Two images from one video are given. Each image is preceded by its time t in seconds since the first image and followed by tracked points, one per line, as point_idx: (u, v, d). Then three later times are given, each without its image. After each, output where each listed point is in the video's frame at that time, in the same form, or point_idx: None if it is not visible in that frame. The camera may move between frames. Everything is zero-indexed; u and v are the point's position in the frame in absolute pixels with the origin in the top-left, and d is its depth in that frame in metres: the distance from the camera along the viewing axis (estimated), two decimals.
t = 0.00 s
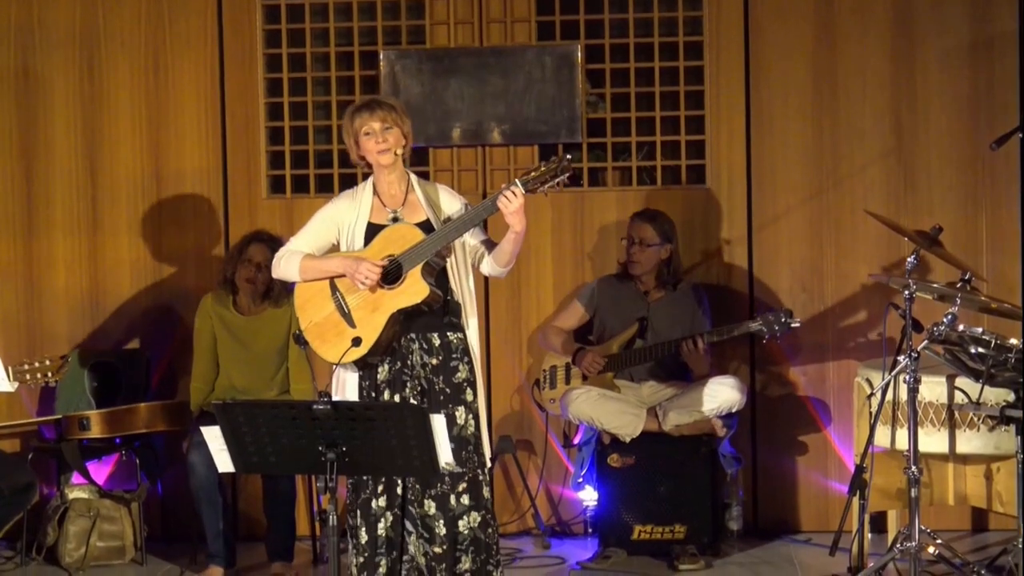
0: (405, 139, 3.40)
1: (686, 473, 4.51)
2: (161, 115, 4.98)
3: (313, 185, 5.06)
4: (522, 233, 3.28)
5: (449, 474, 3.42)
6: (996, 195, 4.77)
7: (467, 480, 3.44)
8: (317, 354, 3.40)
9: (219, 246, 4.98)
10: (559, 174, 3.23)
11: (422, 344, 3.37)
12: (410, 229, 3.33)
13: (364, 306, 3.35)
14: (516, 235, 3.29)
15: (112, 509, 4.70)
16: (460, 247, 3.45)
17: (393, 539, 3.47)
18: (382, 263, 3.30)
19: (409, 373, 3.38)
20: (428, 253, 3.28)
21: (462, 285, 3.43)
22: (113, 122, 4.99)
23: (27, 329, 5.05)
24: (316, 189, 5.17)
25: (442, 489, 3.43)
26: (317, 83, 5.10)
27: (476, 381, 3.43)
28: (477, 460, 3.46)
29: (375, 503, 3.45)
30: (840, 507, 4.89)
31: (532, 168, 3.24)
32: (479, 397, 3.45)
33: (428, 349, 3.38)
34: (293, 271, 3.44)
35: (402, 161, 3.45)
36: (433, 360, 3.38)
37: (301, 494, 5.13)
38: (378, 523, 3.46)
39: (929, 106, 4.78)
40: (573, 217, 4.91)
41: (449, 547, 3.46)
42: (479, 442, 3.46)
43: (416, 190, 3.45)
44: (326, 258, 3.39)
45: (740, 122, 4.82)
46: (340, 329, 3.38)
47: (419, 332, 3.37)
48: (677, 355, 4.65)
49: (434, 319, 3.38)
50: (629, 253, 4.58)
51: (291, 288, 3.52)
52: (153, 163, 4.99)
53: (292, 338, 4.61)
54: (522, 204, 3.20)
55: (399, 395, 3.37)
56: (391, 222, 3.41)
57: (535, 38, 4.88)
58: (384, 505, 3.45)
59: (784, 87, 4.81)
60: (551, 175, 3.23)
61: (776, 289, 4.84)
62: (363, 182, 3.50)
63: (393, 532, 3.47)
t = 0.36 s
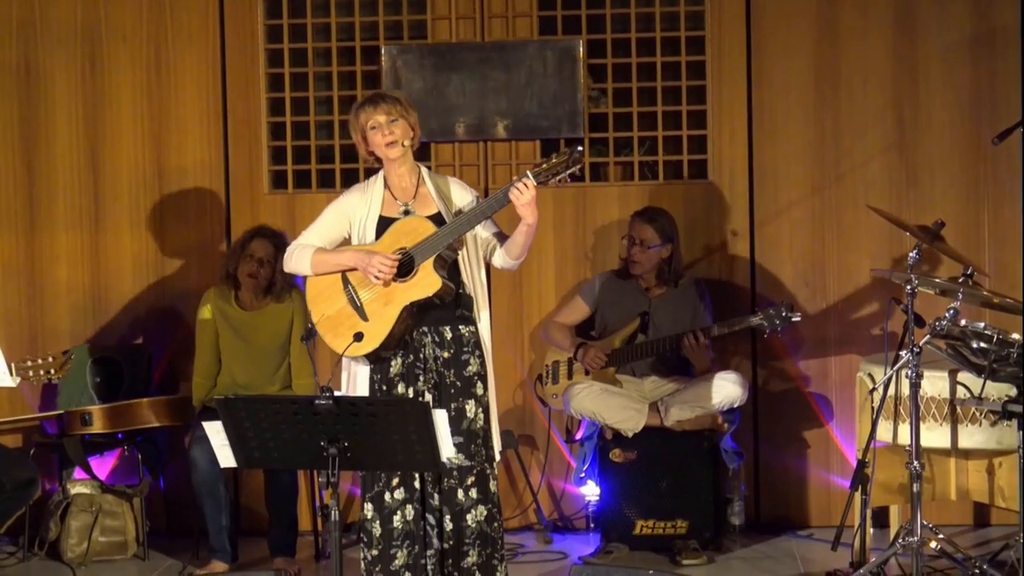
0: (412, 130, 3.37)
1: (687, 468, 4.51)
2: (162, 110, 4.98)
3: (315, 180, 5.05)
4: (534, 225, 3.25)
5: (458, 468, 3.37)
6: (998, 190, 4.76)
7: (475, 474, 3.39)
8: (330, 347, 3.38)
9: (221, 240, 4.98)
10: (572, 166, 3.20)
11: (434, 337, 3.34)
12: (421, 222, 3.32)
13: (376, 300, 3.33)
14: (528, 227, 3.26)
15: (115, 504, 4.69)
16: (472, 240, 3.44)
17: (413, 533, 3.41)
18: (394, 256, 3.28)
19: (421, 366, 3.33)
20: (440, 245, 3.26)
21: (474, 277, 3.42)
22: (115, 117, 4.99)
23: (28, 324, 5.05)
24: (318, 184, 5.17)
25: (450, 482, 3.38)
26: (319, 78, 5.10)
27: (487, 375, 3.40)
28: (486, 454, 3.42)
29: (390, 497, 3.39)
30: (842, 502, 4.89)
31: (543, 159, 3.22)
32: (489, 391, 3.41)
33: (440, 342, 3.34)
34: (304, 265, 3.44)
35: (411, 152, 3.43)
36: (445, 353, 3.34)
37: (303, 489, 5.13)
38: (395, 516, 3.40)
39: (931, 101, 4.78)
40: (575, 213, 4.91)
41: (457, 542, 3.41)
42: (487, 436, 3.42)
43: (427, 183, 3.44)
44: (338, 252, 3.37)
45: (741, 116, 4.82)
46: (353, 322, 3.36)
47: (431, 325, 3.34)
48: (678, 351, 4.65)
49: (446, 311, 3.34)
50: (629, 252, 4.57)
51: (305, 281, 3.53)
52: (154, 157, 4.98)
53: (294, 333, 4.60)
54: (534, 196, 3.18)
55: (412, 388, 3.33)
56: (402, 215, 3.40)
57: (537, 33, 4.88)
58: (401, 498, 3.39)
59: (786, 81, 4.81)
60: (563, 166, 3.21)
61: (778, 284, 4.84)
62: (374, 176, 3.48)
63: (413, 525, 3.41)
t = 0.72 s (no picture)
0: (429, 123, 3.35)
1: (686, 462, 4.53)
2: (162, 107, 4.98)
3: (314, 175, 5.05)
4: (551, 216, 3.24)
5: (475, 461, 3.33)
6: (997, 183, 4.77)
7: (492, 467, 3.36)
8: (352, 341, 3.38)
9: (220, 237, 4.98)
10: (585, 155, 3.20)
11: (453, 330, 3.31)
12: (438, 214, 3.30)
13: (396, 293, 3.33)
14: (546, 218, 3.26)
15: (115, 501, 4.70)
16: (490, 230, 3.41)
17: (434, 526, 3.36)
18: (412, 249, 3.28)
19: (441, 359, 3.31)
20: (458, 237, 3.26)
21: (494, 268, 3.39)
22: (115, 114, 4.99)
23: (28, 321, 5.05)
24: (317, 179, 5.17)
25: (468, 475, 3.35)
26: (318, 74, 5.10)
27: (505, 368, 3.36)
28: (502, 447, 3.38)
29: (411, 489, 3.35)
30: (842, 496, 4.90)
31: (558, 148, 3.20)
32: (507, 384, 3.37)
33: (460, 335, 3.31)
34: (326, 259, 3.44)
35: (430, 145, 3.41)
36: (463, 346, 3.31)
37: (304, 485, 5.13)
38: (415, 509, 3.36)
39: (930, 94, 4.78)
40: (575, 207, 4.91)
41: (473, 535, 3.38)
42: (503, 430, 3.38)
43: (447, 174, 3.41)
44: (357, 246, 3.38)
45: (740, 110, 4.82)
46: (374, 316, 3.36)
47: (451, 318, 3.31)
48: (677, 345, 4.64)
49: (466, 303, 3.32)
50: (629, 242, 4.59)
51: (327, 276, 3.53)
52: (154, 154, 4.99)
53: (293, 328, 4.61)
54: (549, 186, 3.14)
55: (432, 380, 3.31)
56: (422, 208, 3.37)
57: (536, 28, 4.88)
58: (421, 491, 3.34)
59: (785, 75, 4.81)
60: (578, 155, 3.20)
61: (777, 278, 4.85)
62: (394, 169, 3.47)
63: (434, 518, 3.36)
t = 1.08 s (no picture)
0: (454, 116, 3.31)
1: (683, 456, 4.54)
2: (161, 101, 4.97)
3: (312, 170, 5.05)
4: (566, 210, 3.20)
5: (492, 456, 3.34)
6: (997, 177, 4.76)
7: (510, 462, 3.37)
8: (370, 334, 3.40)
9: (219, 231, 4.98)
10: (599, 148, 3.16)
11: (471, 324, 3.31)
12: (456, 208, 3.29)
13: (413, 287, 3.33)
14: (561, 212, 3.21)
15: (114, 495, 4.71)
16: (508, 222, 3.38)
17: (452, 520, 3.40)
18: (429, 242, 3.28)
19: (459, 353, 3.31)
20: (473, 232, 3.23)
21: (513, 262, 3.37)
22: (114, 108, 4.99)
23: (27, 316, 5.05)
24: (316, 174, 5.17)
25: (486, 470, 3.36)
26: (316, 68, 5.09)
27: (523, 363, 3.35)
28: (519, 442, 3.39)
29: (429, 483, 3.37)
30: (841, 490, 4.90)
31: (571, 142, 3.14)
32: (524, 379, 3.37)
33: (477, 329, 3.31)
34: (347, 252, 3.47)
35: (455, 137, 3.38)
36: (480, 340, 3.31)
37: (303, 479, 5.13)
38: (434, 503, 3.38)
39: (929, 88, 4.78)
40: (574, 201, 4.90)
41: (490, 530, 3.39)
42: (520, 425, 3.39)
43: (470, 168, 3.38)
44: (377, 239, 3.40)
45: (739, 104, 4.82)
46: (392, 310, 3.37)
47: (468, 312, 3.31)
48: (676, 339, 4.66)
49: (484, 297, 3.32)
50: (629, 239, 4.57)
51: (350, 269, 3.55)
52: (153, 149, 4.98)
53: (291, 323, 4.60)
54: (562, 180, 3.08)
55: (450, 375, 3.31)
56: (444, 202, 3.37)
57: (534, 22, 4.88)
58: (440, 485, 3.36)
59: (784, 68, 4.81)
60: (591, 149, 3.15)
61: (776, 273, 4.84)
62: (419, 162, 3.46)
63: (452, 513, 3.39)
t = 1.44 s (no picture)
0: (473, 113, 3.30)
1: (683, 451, 4.56)
2: (162, 98, 4.97)
3: (312, 166, 5.05)
4: (574, 207, 3.17)
5: (505, 455, 3.34)
6: (996, 172, 4.76)
7: (524, 461, 3.36)
8: (384, 330, 3.43)
9: (220, 228, 4.98)
10: (602, 146, 3.06)
11: (483, 322, 3.31)
12: (469, 204, 3.27)
13: (423, 284, 3.36)
14: (569, 209, 3.18)
15: (114, 492, 4.70)
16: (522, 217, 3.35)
17: (467, 516, 3.42)
18: (440, 239, 3.29)
19: (471, 351, 3.32)
20: (481, 229, 3.22)
21: (527, 259, 3.33)
22: (115, 104, 4.99)
23: (27, 312, 5.05)
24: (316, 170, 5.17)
25: (498, 469, 3.35)
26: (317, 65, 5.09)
27: (536, 361, 3.34)
28: (534, 441, 3.37)
29: (444, 480, 3.38)
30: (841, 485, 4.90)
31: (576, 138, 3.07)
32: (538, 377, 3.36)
33: (490, 327, 3.31)
34: (366, 248, 3.51)
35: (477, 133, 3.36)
36: (493, 338, 3.31)
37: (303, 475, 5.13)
38: (449, 500, 3.40)
39: (929, 84, 4.77)
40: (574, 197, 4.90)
41: (505, 529, 3.38)
42: (535, 424, 3.37)
43: (490, 164, 3.35)
44: (393, 235, 3.44)
45: (738, 99, 4.82)
46: (403, 306, 3.40)
47: (480, 310, 3.31)
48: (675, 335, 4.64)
49: (497, 295, 3.31)
50: (628, 233, 4.57)
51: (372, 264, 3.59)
52: (154, 145, 4.98)
53: (292, 318, 4.62)
54: (565, 177, 3.06)
55: (463, 372, 3.33)
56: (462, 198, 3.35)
57: (534, 18, 4.87)
58: (455, 482, 3.38)
59: (784, 64, 4.80)
60: (594, 147, 3.06)
61: (776, 268, 4.84)
62: (442, 159, 3.47)
63: (468, 510, 3.42)
